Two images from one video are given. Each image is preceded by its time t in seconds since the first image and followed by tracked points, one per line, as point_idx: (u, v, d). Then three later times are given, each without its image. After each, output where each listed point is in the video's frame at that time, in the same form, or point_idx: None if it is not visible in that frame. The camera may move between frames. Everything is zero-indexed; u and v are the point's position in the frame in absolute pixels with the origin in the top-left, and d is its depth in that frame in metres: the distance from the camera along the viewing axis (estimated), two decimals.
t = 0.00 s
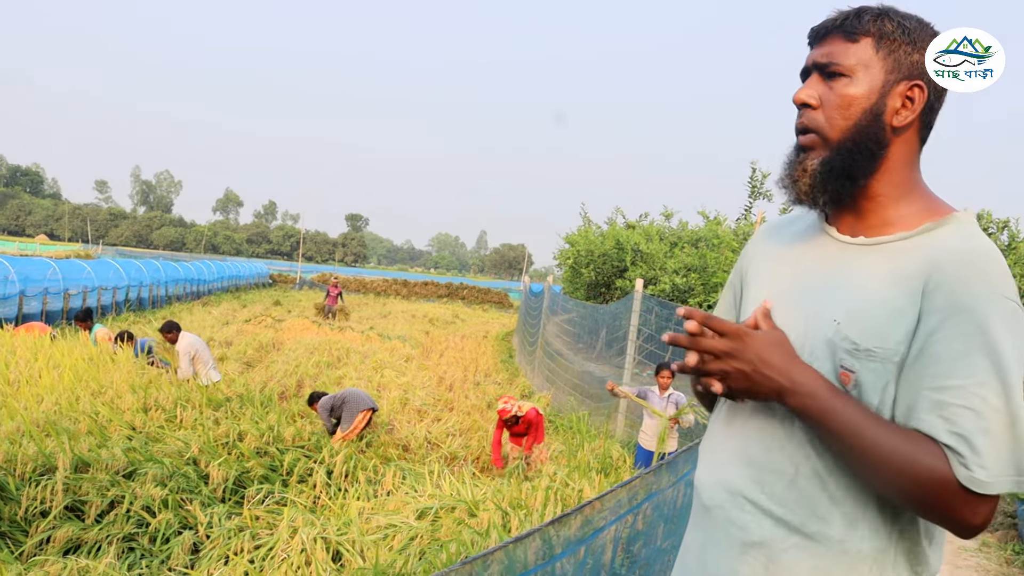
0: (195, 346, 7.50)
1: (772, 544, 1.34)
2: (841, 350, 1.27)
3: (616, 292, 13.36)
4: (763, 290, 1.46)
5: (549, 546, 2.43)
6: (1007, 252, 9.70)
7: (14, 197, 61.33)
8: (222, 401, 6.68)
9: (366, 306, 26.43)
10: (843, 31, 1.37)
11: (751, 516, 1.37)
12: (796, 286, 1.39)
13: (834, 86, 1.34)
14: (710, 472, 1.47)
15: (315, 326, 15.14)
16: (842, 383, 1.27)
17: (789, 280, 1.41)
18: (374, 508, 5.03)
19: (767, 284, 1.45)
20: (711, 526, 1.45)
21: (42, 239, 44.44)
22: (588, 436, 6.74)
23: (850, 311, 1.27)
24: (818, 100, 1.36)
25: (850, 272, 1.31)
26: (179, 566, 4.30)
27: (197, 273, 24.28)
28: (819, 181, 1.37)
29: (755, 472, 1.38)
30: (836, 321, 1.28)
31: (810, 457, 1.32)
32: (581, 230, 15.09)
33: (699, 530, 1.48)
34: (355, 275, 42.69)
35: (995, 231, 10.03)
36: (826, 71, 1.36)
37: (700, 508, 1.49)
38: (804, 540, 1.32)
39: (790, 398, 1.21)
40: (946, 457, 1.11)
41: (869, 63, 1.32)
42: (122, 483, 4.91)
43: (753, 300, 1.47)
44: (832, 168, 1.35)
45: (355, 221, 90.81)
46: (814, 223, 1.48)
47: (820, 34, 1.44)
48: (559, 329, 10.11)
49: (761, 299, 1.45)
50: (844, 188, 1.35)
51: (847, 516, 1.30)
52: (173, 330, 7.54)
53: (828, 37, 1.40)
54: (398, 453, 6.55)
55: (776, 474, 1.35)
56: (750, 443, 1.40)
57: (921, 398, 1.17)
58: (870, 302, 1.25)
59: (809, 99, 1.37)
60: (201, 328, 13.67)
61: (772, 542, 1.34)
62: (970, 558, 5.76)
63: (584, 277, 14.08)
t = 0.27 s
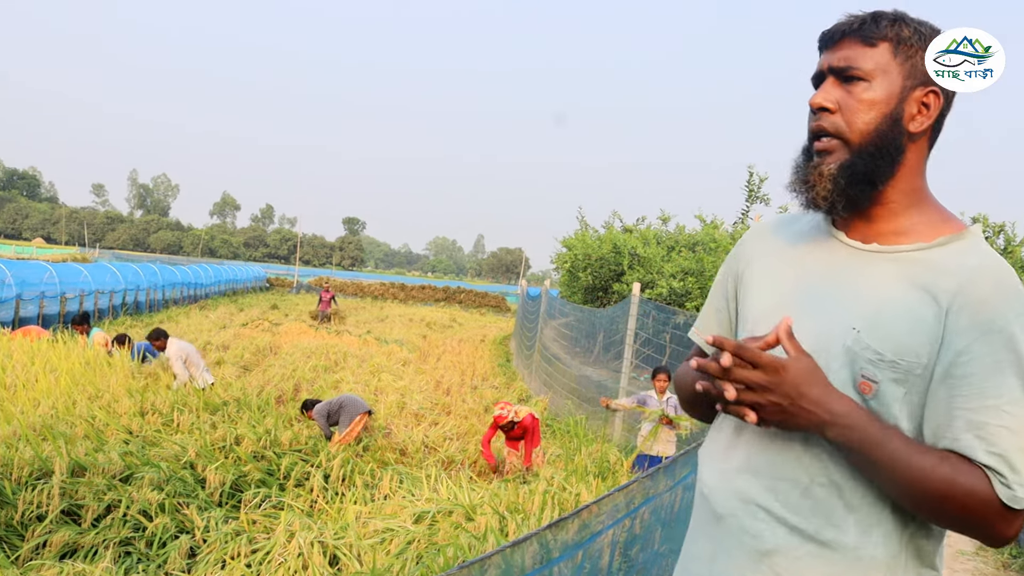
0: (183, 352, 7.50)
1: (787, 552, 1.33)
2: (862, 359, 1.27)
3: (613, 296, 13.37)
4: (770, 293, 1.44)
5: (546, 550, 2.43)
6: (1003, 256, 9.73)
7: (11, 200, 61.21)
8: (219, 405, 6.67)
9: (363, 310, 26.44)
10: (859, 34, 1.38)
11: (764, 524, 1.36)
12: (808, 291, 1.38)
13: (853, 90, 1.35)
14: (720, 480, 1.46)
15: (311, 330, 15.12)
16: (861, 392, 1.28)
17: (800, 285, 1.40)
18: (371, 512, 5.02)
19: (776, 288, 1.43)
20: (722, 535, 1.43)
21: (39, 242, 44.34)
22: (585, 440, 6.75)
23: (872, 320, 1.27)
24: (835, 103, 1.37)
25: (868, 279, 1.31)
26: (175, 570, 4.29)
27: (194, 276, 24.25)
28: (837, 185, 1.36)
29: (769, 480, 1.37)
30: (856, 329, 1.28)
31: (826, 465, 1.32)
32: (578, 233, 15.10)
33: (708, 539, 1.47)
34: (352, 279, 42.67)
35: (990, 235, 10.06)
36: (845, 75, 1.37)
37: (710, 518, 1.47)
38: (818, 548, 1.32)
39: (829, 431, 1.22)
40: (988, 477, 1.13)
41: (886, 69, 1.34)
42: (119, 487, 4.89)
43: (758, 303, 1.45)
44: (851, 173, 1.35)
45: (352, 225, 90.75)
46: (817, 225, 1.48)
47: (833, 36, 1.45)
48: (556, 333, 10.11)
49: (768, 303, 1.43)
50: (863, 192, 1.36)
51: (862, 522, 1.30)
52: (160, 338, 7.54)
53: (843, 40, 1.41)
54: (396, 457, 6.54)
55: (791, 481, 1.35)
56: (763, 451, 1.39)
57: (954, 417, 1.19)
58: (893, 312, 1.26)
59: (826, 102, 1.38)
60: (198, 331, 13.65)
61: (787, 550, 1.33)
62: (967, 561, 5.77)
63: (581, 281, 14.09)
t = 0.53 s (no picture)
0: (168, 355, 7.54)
1: (783, 551, 1.36)
2: (861, 360, 1.29)
3: (608, 296, 13.39)
4: (763, 295, 1.45)
5: (541, 551, 2.43)
6: (997, 257, 9.78)
7: (5, 199, 61.02)
8: (213, 405, 6.67)
9: (359, 310, 26.41)
10: (852, 42, 1.40)
11: (760, 523, 1.38)
12: (804, 292, 1.39)
13: (851, 98, 1.36)
14: (716, 480, 1.47)
15: (306, 330, 15.10)
16: (860, 393, 1.29)
17: (796, 286, 1.41)
18: (365, 512, 5.02)
19: (770, 291, 1.44)
20: (718, 534, 1.45)
21: (33, 242, 44.18)
22: (580, 441, 6.76)
23: (871, 322, 1.29)
24: (829, 111, 1.38)
25: (863, 281, 1.33)
26: (169, 571, 4.29)
27: (189, 276, 24.20)
28: (836, 193, 1.37)
29: (764, 480, 1.39)
30: (855, 330, 1.30)
31: (822, 464, 1.33)
32: (574, 234, 15.13)
33: (703, 538, 1.49)
34: (348, 279, 42.62)
35: (985, 237, 10.11)
36: (839, 84, 1.38)
37: (707, 517, 1.49)
38: (813, 546, 1.34)
39: (861, 442, 1.20)
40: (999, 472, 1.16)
41: (880, 76, 1.36)
42: (113, 488, 4.89)
43: (751, 304, 1.46)
44: (851, 182, 1.36)
45: (348, 225, 90.63)
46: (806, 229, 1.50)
47: (825, 43, 1.46)
48: (552, 334, 10.12)
49: (762, 307, 1.44)
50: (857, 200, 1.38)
51: (857, 521, 1.32)
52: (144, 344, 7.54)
53: (835, 48, 1.43)
54: (390, 457, 6.54)
55: (786, 480, 1.36)
56: (758, 451, 1.40)
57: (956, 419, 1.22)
58: (891, 315, 1.28)
59: (821, 110, 1.39)
60: (192, 331, 13.62)
61: (783, 549, 1.36)
62: (961, 562, 5.80)
63: (576, 282, 14.11)
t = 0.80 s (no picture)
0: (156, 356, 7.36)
1: (768, 541, 1.38)
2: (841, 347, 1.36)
3: (606, 295, 13.40)
4: (739, 285, 1.48)
5: (539, 549, 2.44)
6: (994, 255, 9.82)
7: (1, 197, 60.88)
8: (211, 403, 6.66)
9: (357, 308, 26.39)
10: (836, 38, 1.48)
11: (744, 514, 1.39)
12: (781, 283, 1.44)
13: (837, 92, 1.44)
14: (693, 472, 1.45)
15: (303, 328, 15.08)
16: (839, 378, 1.35)
17: (772, 277, 1.45)
18: (363, 511, 5.02)
19: (745, 281, 1.47)
20: (699, 526, 1.44)
21: (29, 240, 44.07)
22: (578, 439, 6.77)
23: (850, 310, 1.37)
24: (815, 102, 1.45)
25: (843, 271, 1.41)
26: (167, 570, 4.29)
27: (186, 274, 24.15)
28: (819, 179, 1.43)
29: (747, 469, 1.39)
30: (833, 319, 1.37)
31: (805, 452, 1.36)
32: (571, 233, 15.14)
33: (683, 531, 1.47)
34: (345, 278, 42.58)
35: (982, 235, 10.14)
36: (825, 77, 1.45)
37: (686, 509, 1.47)
38: (797, 534, 1.37)
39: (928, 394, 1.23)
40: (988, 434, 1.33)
41: (862, 74, 1.46)
42: (110, 486, 4.88)
43: (726, 295, 1.48)
44: (833, 171, 1.43)
45: (345, 223, 90.54)
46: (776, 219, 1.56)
47: (804, 36, 1.53)
48: (549, 332, 10.13)
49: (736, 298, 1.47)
50: (835, 188, 1.45)
51: (839, 505, 1.36)
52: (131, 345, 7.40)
53: (818, 42, 1.50)
54: (388, 456, 6.55)
55: (771, 469, 1.37)
56: (740, 440, 1.40)
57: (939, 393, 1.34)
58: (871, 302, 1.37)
59: (808, 100, 1.45)
60: (190, 330, 13.59)
61: (768, 539, 1.38)
62: (958, 559, 5.84)
63: (574, 280, 14.12)
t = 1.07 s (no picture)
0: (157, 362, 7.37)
1: (745, 540, 1.36)
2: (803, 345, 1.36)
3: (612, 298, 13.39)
4: (698, 286, 1.46)
5: (546, 554, 2.43)
6: (1001, 258, 9.78)
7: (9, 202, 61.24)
8: (217, 407, 6.66)
9: (362, 312, 26.42)
10: (806, 40, 1.49)
11: (720, 514, 1.38)
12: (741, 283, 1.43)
13: (810, 93, 1.45)
14: (668, 473, 1.44)
15: (309, 332, 15.09)
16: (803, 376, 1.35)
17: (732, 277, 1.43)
18: (369, 515, 5.01)
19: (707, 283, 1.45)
20: (676, 529, 1.42)
21: (37, 245, 44.30)
22: (583, 442, 6.75)
23: (811, 308, 1.37)
24: (790, 102, 1.46)
25: (803, 269, 1.40)
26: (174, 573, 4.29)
27: (192, 279, 24.22)
28: (797, 177, 1.43)
29: (720, 469, 1.38)
30: (794, 317, 1.37)
31: (777, 450, 1.35)
32: (577, 236, 15.13)
33: (661, 533, 1.45)
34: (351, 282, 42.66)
35: (988, 238, 10.10)
36: (799, 76, 1.46)
37: (662, 512, 1.45)
38: (772, 532, 1.36)
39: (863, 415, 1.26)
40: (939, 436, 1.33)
41: (829, 77, 1.49)
42: (117, 490, 4.87)
43: (687, 297, 1.46)
44: (808, 171, 1.45)
45: (350, 228, 90.76)
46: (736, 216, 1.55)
47: (773, 35, 1.52)
48: (554, 336, 10.12)
49: (695, 303, 1.44)
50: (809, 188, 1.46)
51: (810, 502, 1.36)
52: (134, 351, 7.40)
53: (789, 42, 1.50)
54: (394, 460, 6.54)
55: (744, 468, 1.37)
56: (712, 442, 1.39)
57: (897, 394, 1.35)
58: (830, 300, 1.37)
59: (784, 100, 1.46)
60: (196, 334, 13.62)
61: (745, 538, 1.36)
62: (966, 564, 5.79)
63: (579, 283, 14.11)
